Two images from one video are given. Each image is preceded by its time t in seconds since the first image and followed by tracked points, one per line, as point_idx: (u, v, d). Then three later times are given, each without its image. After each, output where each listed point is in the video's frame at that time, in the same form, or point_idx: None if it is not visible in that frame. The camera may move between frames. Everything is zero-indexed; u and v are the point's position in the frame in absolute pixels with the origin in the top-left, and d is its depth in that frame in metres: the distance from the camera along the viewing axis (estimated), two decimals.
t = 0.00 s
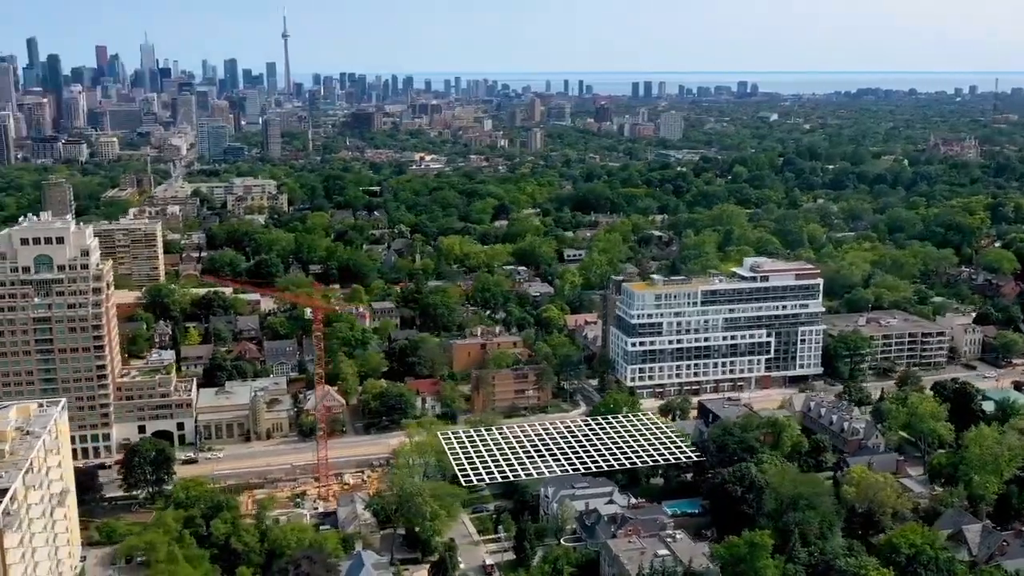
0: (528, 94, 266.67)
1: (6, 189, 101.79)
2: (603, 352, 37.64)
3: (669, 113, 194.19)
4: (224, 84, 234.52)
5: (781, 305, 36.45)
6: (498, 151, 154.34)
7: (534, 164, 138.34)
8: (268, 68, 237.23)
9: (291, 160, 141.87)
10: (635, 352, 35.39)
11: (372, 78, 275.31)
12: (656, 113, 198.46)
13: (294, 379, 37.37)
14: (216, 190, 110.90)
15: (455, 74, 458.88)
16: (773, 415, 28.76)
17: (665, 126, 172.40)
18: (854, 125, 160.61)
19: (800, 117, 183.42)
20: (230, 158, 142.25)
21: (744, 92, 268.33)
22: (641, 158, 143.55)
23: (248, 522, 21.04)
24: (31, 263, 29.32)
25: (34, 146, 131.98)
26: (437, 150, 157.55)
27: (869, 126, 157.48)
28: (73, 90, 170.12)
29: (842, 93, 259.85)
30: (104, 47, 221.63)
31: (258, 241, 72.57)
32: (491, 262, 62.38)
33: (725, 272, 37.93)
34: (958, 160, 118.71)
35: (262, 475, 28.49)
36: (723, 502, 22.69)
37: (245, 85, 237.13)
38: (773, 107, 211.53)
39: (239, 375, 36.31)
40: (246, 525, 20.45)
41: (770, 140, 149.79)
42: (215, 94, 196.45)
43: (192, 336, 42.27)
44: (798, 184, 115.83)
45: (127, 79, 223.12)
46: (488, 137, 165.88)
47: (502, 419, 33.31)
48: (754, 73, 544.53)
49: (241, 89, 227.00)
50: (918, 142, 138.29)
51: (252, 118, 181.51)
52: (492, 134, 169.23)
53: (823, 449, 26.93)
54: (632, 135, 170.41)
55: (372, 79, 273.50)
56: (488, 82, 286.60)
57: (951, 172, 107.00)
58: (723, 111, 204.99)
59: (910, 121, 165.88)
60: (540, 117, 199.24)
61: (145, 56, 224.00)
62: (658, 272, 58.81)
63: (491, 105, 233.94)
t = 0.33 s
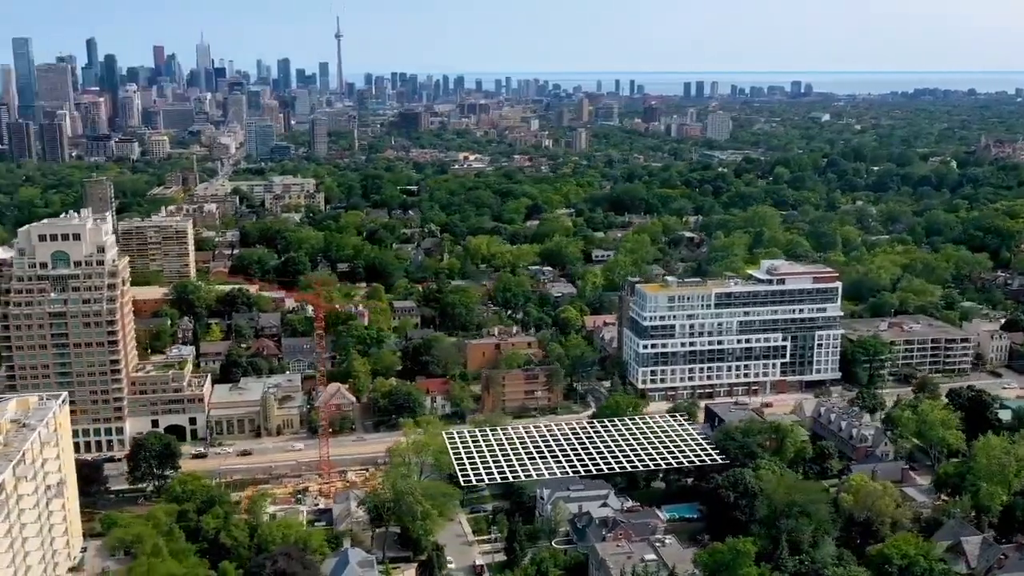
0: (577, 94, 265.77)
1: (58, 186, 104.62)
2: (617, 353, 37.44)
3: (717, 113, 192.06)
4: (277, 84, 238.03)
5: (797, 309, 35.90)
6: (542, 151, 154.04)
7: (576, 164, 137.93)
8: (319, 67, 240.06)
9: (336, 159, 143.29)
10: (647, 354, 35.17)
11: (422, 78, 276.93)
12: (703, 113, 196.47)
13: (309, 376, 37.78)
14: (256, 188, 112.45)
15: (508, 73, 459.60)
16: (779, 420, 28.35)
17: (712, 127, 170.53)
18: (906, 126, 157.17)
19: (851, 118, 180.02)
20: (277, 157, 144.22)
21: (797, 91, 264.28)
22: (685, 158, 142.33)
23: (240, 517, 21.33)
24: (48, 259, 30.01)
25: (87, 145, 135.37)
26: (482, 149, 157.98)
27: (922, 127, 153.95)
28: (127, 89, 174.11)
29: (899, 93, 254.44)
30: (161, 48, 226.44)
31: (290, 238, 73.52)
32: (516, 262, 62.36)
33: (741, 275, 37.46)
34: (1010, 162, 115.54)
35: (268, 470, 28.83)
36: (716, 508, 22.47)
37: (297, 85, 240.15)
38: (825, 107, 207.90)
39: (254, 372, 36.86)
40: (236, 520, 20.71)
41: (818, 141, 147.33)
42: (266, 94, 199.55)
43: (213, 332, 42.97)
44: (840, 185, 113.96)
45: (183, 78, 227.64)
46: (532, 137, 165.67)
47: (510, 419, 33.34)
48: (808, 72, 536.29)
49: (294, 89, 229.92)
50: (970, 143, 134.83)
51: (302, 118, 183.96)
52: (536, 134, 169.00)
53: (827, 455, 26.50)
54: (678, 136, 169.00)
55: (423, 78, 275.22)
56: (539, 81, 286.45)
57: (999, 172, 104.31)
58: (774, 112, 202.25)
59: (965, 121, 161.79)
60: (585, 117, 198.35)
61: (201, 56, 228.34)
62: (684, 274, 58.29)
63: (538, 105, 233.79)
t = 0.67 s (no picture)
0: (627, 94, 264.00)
1: (106, 183, 107.10)
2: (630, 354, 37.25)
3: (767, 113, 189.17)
4: (328, 84, 240.64)
5: (814, 312, 35.34)
6: (587, 151, 153.19)
7: (618, 164, 137.09)
8: (369, 67, 242.06)
9: (380, 158, 144.17)
10: (658, 355, 34.93)
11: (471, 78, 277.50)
12: (753, 113, 193.69)
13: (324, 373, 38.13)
14: (295, 185, 113.74)
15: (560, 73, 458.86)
16: (785, 425, 27.95)
17: (760, 126, 168.13)
18: (960, 127, 153.21)
19: (906, 118, 175.87)
20: (322, 155, 145.66)
21: (852, 91, 259.10)
22: (730, 159, 140.60)
23: (232, 510, 21.72)
24: (66, 255, 30.67)
25: (139, 143, 138.17)
26: (526, 149, 157.76)
27: (977, 128, 149.90)
28: (180, 89, 177.46)
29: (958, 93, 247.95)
30: (216, 48, 230.36)
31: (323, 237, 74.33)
32: (543, 262, 62.29)
33: (758, 277, 36.99)
34: None
35: (274, 466, 29.19)
36: (710, 512, 22.20)
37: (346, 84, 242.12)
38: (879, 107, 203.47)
39: (269, 368, 37.36)
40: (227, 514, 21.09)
41: (867, 141, 144.37)
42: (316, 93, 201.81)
43: (235, 328, 43.52)
44: (883, 187, 111.74)
45: (237, 78, 231.35)
46: (577, 136, 164.91)
47: (519, 420, 33.34)
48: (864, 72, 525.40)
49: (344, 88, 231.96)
50: None
51: (349, 117, 185.42)
52: (581, 134, 168.19)
53: (832, 462, 26.03)
54: (725, 136, 166.99)
55: (473, 78, 275.74)
56: (589, 81, 285.11)
57: None
58: (825, 111, 198.64)
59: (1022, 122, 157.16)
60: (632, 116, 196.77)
61: (255, 56, 231.86)
62: (711, 276, 57.70)
63: (586, 105, 232.65)
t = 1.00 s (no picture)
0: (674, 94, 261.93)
1: (150, 180, 109.22)
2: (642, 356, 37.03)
3: (814, 113, 186.18)
4: (377, 84, 242.64)
5: (828, 316, 34.79)
6: (628, 151, 152.30)
7: (660, 165, 136.08)
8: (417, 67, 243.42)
9: (422, 158, 144.75)
10: (669, 358, 34.66)
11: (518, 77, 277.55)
12: (801, 113, 190.74)
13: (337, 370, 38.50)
14: (331, 184, 114.82)
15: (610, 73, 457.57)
16: (789, 431, 27.55)
17: (805, 127, 165.61)
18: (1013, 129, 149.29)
19: (959, 119, 171.86)
20: (365, 154, 146.83)
21: (906, 91, 254.08)
22: (774, 159, 138.82)
23: (223, 505, 22.07)
24: (82, 251, 31.29)
25: (187, 141, 140.66)
26: (567, 149, 157.33)
27: None
28: (230, 88, 180.45)
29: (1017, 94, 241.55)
30: (268, 48, 233.51)
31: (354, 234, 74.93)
32: (568, 262, 62.13)
33: (773, 280, 36.55)
34: None
35: (279, 462, 29.55)
36: (700, 517, 22.00)
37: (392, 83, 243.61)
38: (931, 108, 199.04)
39: (283, 365, 37.83)
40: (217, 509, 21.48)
41: (915, 142, 141.34)
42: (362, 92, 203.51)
43: (254, 325, 44.22)
44: (925, 189, 109.61)
45: (287, 78, 234.47)
46: (619, 136, 164.05)
47: (526, 421, 33.35)
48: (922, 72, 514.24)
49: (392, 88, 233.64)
50: None
51: (394, 116, 186.72)
52: (625, 134, 167.29)
53: (835, 469, 25.63)
54: (770, 137, 164.87)
55: (520, 78, 275.71)
56: (637, 81, 283.41)
57: None
58: (876, 112, 195.35)
59: None
60: (676, 116, 195.05)
61: (305, 56, 234.65)
62: (737, 277, 57.06)
63: (633, 105, 231.16)
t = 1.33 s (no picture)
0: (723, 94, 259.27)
1: (193, 178, 110.93)
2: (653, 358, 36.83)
3: (861, 113, 182.92)
4: (425, 84, 243.82)
5: (841, 321, 34.19)
6: (670, 152, 150.99)
7: (701, 166, 134.84)
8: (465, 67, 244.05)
9: (463, 158, 145.10)
10: (677, 362, 34.40)
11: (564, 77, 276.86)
12: (850, 113, 187.53)
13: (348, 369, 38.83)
14: (366, 184, 115.63)
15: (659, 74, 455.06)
16: (790, 439, 27.17)
17: (851, 128, 162.85)
18: None
19: (1012, 121, 167.66)
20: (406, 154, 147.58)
21: (961, 91, 248.78)
22: (819, 161, 136.75)
23: (213, 502, 22.45)
24: (96, 248, 31.92)
25: (233, 140, 142.59)
26: (608, 149, 156.61)
27: None
28: (278, 88, 182.54)
29: None
30: (316, 48, 235.95)
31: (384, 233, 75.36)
32: (592, 264, 61.87)
33: (786, 283, 36.06)
34: None
35: (282, 459, 29.92)
36: (688, 524, 21.83)
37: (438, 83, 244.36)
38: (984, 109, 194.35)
39: (295, 363, 38.29)
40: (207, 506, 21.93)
41: (966, 144, 138.16)
42: (407, 92, 204.71)
43: (272, 323, 44.81)
44: (968, 192, 107.32)
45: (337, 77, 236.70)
46: (662, 137, 162.85)
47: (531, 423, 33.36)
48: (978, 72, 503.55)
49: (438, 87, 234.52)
50: None
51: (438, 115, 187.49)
52: (668, 134, 166.10)
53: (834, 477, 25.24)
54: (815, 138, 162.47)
55: (567, 78, 275.06)
56: (686, 80, 281.09)
57: None
58: (927, 113, 191.45)
59: None
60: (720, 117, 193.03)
61: (353, 56, 236.81)
62: (762, 281, 56.35)
63: (681, 106, 229.25)
